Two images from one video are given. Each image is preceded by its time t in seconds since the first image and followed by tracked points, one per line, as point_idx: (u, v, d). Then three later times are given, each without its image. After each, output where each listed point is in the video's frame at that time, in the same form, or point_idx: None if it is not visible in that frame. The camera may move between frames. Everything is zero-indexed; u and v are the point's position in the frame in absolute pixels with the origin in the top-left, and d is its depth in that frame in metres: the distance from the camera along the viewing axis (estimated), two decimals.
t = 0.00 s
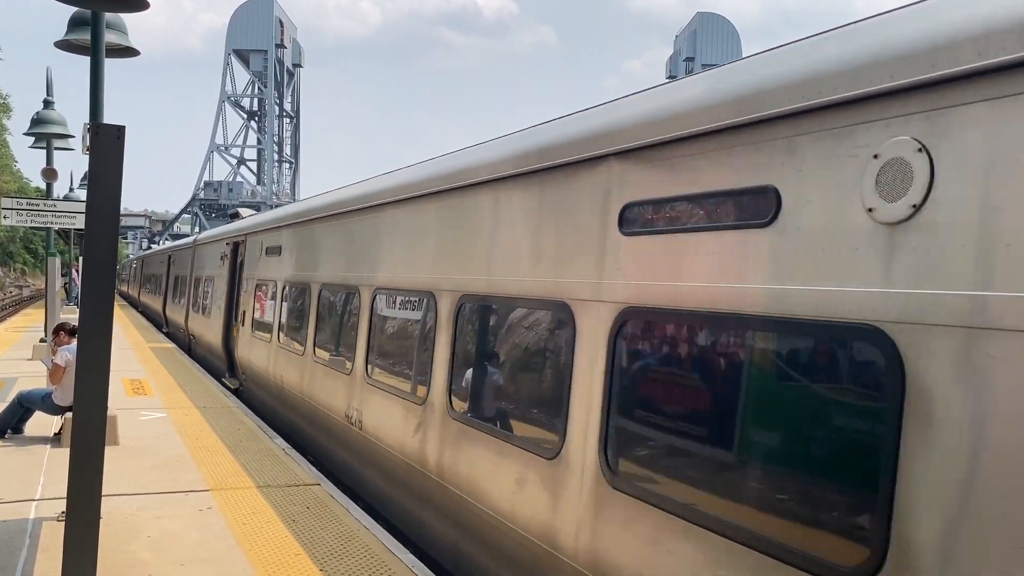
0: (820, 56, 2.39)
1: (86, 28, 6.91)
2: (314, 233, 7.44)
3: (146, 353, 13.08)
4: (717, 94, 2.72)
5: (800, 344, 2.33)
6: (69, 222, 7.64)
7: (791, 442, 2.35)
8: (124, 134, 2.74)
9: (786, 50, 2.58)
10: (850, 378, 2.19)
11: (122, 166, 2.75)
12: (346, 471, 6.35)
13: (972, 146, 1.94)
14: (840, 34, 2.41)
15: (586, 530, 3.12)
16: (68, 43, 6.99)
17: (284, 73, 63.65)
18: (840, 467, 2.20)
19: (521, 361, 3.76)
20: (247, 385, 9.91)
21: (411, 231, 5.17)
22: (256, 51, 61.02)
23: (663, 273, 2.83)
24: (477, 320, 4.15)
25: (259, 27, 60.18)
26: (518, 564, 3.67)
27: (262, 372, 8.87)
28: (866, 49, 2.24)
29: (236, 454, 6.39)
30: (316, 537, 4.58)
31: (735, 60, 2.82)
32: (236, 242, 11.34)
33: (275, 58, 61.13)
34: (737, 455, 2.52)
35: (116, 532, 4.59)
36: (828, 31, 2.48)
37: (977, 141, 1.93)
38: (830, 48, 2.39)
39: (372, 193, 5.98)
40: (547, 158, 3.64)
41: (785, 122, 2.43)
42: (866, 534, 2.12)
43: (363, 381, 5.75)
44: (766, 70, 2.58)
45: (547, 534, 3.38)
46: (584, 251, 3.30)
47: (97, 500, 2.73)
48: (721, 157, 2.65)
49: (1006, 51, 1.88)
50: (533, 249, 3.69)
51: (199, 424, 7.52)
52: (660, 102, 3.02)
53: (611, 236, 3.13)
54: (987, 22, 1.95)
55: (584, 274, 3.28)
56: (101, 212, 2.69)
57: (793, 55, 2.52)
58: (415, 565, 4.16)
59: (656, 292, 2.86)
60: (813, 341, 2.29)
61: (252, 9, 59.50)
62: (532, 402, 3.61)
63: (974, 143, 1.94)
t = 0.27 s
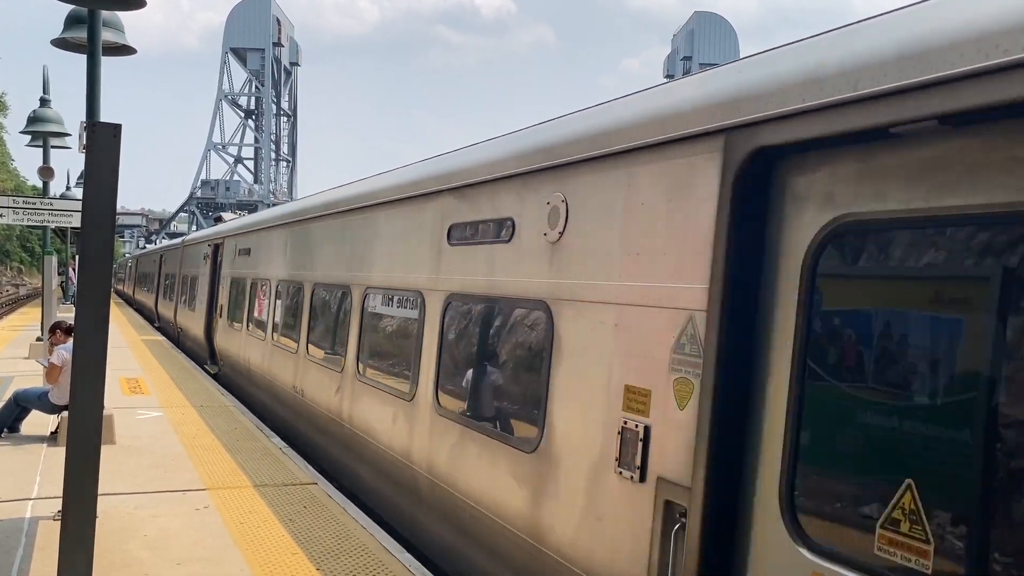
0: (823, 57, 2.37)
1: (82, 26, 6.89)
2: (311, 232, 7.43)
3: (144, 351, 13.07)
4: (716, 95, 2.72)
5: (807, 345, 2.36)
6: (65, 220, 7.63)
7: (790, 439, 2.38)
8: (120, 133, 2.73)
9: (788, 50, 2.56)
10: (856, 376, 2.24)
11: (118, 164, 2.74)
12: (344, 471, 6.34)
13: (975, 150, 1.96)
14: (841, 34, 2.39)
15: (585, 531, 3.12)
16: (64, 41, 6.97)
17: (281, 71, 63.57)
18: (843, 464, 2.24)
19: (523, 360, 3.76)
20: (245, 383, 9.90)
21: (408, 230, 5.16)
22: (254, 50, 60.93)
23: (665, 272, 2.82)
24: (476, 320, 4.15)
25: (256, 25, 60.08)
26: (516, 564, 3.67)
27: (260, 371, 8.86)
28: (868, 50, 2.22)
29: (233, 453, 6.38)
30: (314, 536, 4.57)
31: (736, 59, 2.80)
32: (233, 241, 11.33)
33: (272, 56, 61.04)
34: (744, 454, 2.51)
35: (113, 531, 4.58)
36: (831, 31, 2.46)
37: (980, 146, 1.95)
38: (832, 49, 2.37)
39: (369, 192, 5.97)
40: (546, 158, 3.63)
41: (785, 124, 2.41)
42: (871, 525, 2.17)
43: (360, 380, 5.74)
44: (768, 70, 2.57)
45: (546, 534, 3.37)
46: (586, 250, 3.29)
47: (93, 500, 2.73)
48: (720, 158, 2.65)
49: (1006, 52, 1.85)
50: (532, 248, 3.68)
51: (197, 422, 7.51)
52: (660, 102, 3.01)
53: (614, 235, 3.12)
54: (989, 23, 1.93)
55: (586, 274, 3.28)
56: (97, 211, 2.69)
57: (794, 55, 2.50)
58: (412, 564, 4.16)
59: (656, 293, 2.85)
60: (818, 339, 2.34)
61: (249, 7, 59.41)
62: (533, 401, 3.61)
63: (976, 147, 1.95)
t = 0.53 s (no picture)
0: (816, 60, 2.38)
1: (79, 25, 6.88)
2: (309, 232, 7.42)
3: (142, 351, 13.04)
4: (714, 95, 2.71)
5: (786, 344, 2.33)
6: (62, 219, 7.61)
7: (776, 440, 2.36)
8: (116, 132, 2.72)
9: (782, 52, 2.57)
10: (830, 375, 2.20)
11: (115, 163, 2.73)
12: (341, 470, 6.33)
13: (961, 151, 1.94)
14: (836, 36, 2.40)
15: (580, 528, 3.12)
16: (61, 40, 6.95)
17: (279, 70, 63.51)
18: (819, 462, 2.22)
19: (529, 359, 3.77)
20: (242, 383, 9.88)
21: (405, 231, 5.16)
22: (251, 49, 60.85)
23: (653, 275, 2.84)
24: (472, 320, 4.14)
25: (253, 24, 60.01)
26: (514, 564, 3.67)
27: (257, 371, 8.85)
28: (863, 52, 2.24)
29: (230, 453, 6.37)
30: (310, 536, 4.56)
31: (730, 60, 2.81)
32: (231, 240, 11.32)
33: (270, 55, 60.96)
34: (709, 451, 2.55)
35: (109, 531, 4.57)
36: (825, 33, 2.47)
37: (967, 146, 1.93)
38: (826, 51, 2.38)
39: (367, 192, 5.96)
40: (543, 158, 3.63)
41: (779, 124, 2.42)
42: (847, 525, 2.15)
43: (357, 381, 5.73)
44: (762, 71, 2.58)
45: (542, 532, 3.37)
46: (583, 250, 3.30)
47: (89, 499, 2.72)
48: (716, 159, 2.64)
49: (1004, 55, 1.86)
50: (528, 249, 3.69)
51: (194, 422, 7.50)
52: (655, 103, 3.02)
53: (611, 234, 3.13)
54: (983, 25, 1.94)
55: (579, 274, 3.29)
56: (94, 209, 2.68)
57: (788, 57, 2.51)
58: (409, 564, 4.15)
59: (650, 294, 2.85)
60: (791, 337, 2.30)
61: (247, 6, 59.32)
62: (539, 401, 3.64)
63: (964, 149, 1.93)
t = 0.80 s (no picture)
0: (814, 62, 2.38)
1: (75, 23, 6.85)
2: (305, 232, 7.39)
3: (138, 350, 13.00)
4: (714, 96, 2.69)
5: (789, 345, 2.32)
6: (59, 218, 7.58)
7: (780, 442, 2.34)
8: (113, 129, 2.70)
9: (780, 55, 2.56)
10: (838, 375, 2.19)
11: (112, 160, 2.72)
12: (338, 470, 6.32)
13: (968, 153, 1.92)
14: (834, 40, 2.39)
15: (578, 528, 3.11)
16: (57, 38, 6.93)
17: (276, 70, 63.42)
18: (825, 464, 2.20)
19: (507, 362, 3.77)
20: (239, 382, 9.86)
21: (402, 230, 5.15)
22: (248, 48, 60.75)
23: (650, 276, 2.84)
24: (469, 320, 4.12)
25: (250, 23, 59.92)
26: (511, 563, 3.66)
27: (253, 370, 8.83)
28: (860, 55, 2.23)
29: (227, 452, 6.36)
30: (307, 535, 4.55)
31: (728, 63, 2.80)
32: (227, 240, 11.29)
33: (267, 54, 60.87)
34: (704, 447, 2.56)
35: (106, 530, 4.55)
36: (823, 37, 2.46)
37: (966, 149, 1.92)
38: (824, 54, 2.37)
39: (364, 192, 5.94)
40: (539, 159, 3.63)
41: (777, 127, 2.42)
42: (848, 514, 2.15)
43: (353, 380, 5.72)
44: (759, 74, 2.57)
45: (539, 531, 3.37)
46: (576, 251, 3.29)
47: (86, 498, 2.70)
48: (716, 160, 2.63)
49: (1003, 57, 1.86)
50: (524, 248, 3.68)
51: (190, 421, 7.48)
52: (652, 105, 3.01)
53: (604, 235, 3.12)
54: (982, 25, 1.94)
55: (573, 275, 3.28)
56: (91, 207, 2.66)
57: (786, 60, 2.51)
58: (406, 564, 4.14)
59: (647, 295, 2.84)
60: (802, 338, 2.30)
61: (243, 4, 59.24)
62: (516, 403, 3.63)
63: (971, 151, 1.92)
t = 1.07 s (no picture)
0: (784, 69, 2.31)
1: (73, 22, 6.83)
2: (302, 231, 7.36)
3: (136, 349, 12.98)
4: (695, 102, 2.62)
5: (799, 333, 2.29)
6: (56, 217, 7.56)
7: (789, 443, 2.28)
8: (108, 127, 2.69)
9: (755, 62, 2.49)
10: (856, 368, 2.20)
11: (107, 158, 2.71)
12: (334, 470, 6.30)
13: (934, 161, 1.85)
14: (807, 47, 2.31)
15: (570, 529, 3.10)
16: (54, 37, 6.91)
17: (273, 69, 63.36)
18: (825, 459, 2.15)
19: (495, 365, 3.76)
20: (236, 382, 9.84)
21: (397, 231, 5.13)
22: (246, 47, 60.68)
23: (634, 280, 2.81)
24: (465, 321, 4.09)
25: (249, 22, 59.86)
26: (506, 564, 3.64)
27: (250, 370, 8.81)
28: (828, 62, 2.15)
29: (224, 452, 6.34)
30: (305, 534, 4.54)
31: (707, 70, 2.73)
32: (224, 239, 11.27)
33: (265, 53, 60.82)
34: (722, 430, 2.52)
35: (101, 530, 4.53)
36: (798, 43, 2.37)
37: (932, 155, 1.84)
38: (795, 61, 2.29)
39: (362, 192, 5.91)
40: (533, 161, 3.61)
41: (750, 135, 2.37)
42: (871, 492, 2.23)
43: (348, 381, 5.70)
44: (733, 82, 2.50)
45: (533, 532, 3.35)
46: (566, 254, 3.28)
47: (81, 498, 2.69)
48: (694, 166, 2.59)
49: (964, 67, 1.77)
50: (519, 249, 3.67)
51: (187, 420, 7.46)
52: (634, 112, 2.97)
53: (593, 238, 3.10)
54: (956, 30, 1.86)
55: (563, 278, 3.26)
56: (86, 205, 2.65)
57: (760, 67, 2.43)
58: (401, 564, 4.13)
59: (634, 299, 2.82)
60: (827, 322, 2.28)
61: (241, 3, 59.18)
62: (506, 407, 3.61)
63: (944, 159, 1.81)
